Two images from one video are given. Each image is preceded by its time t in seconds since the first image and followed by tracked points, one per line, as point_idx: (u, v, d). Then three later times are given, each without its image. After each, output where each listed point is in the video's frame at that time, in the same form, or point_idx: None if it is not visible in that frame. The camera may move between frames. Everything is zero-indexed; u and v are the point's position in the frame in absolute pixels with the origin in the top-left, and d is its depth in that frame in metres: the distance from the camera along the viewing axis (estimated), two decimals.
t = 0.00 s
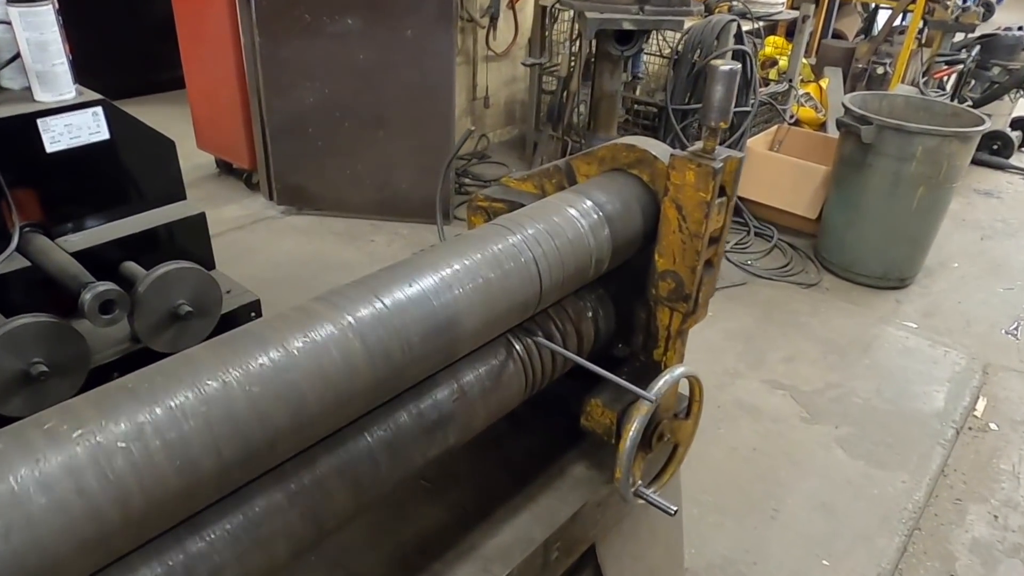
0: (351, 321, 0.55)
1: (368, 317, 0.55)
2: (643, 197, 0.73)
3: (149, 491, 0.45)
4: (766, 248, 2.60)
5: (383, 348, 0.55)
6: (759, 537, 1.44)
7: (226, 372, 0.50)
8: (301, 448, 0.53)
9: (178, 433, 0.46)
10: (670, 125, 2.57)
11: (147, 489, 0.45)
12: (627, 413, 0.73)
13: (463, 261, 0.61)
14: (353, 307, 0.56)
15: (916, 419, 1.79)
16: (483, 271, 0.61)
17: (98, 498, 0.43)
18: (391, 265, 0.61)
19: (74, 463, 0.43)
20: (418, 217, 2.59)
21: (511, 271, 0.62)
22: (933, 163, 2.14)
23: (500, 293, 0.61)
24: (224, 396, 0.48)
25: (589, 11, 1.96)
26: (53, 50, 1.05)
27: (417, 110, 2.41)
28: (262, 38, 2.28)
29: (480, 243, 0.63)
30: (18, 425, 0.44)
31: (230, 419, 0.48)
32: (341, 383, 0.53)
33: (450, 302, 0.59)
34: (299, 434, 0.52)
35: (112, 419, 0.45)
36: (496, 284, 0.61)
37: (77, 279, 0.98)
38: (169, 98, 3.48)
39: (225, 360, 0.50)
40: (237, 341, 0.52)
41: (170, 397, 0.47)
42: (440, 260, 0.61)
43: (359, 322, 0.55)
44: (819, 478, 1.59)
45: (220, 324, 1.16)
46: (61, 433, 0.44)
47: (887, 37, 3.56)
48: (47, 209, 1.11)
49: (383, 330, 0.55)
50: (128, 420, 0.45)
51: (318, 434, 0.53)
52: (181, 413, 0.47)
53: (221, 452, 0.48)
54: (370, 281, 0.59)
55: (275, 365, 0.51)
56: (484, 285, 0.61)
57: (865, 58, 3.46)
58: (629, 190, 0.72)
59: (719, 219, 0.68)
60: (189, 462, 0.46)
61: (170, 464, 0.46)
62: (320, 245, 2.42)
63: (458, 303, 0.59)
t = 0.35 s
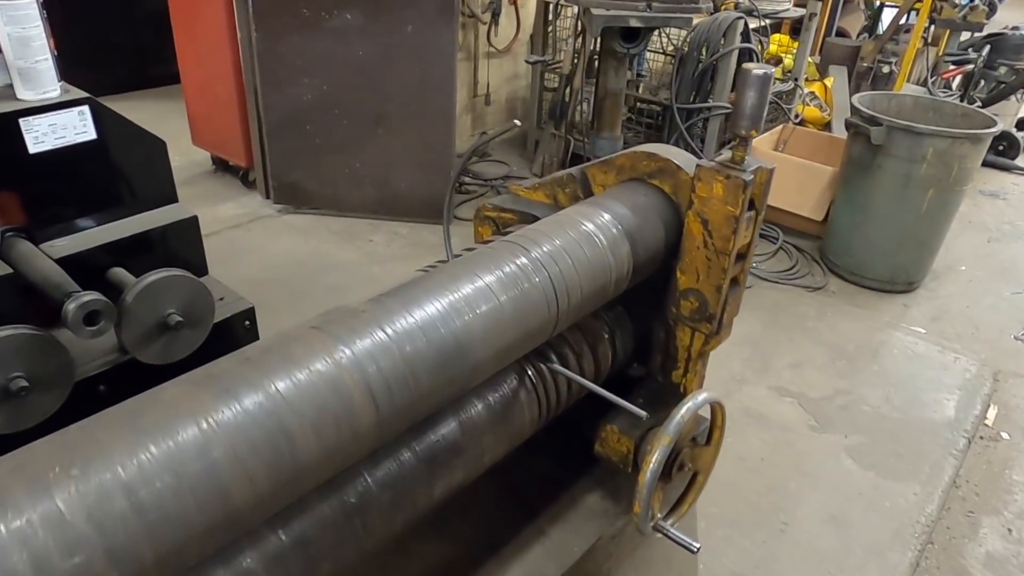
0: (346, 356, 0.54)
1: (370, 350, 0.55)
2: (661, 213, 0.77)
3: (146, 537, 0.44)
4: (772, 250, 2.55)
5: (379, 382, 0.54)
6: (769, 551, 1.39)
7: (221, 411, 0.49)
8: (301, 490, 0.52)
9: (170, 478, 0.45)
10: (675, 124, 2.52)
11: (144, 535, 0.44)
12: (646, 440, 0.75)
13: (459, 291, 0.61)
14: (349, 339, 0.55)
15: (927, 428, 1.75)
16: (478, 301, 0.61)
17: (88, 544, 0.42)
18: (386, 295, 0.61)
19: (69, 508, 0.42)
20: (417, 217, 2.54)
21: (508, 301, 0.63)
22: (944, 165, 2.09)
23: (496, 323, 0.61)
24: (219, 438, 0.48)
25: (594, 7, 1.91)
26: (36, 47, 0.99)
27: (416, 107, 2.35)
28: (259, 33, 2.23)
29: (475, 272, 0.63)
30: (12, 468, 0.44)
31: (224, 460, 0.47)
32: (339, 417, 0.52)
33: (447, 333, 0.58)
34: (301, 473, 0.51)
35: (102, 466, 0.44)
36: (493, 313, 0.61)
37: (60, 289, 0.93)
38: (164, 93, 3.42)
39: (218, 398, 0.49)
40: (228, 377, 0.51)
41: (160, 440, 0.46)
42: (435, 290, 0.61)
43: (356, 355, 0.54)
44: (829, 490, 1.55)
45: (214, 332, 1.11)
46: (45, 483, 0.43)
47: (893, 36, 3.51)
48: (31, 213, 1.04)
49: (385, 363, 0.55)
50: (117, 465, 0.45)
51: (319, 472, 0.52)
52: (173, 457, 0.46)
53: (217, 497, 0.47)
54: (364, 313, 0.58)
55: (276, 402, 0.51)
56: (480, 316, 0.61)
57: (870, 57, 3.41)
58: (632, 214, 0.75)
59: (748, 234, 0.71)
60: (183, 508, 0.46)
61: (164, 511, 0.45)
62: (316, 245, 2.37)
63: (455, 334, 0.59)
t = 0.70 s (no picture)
0: (342, 385, 0.52)
1: (367, 377, 0.53)
2: (670, 230, 0.77)
3: None
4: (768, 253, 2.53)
5: (377, 412, 0.52)
6: (769, 563, 1.37)
7: (206, 449, 0.46)
8: (293, 531, 0.50)
9: (152, 524, 0.43)
10: (671, 125, 2.49)
11: None
12: (652, 463, 0.77)
13: (458, 315, 0.59)
14: (341, 368, 0.53)
15: (926, 435, 1.73)
16: (477, 326, 0.59)
17: None
18: (379, 320, 0.59)
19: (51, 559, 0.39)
20: (410, 219, 2.51)
21: (506, 325, 0.61)
22: (943, 169, 2.07)
23: (495, 348, 0.59)
24: (207, 477, 0.45)
25: (591, 7, 1.88)
26: (16, 48, 0.94)
27: (409, 108, 2.32)
28: (249, 31, 2.19)
29: (472, 296, 0.61)
30: None
31: (211, 502, 0.45)
32: (334, 453, 0.50)
33: (444, 359, 0.57)
34: (295, 511, 0.49)
35: (77, 513, 0.41)
36: (491, 339, 0.60)
37: (42, 298, 0.89)
38: (153, 91, 3.37)
39: (203, 435, 0.47)
40: (212, 411, 0.49)
41: (140, 483, 0.43)
42: (434, 313, 0.59)
43: (349, 385, 0.52)
44: (829, 499, 1.53)
45: (202, 342, 1.07)
46: (11, 534, 0.39)
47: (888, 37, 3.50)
48: (10, 218, 1.00)
49: (382, 392, 0.53)
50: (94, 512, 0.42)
51: (312, 511, 0.50)
52: (156, 500, 0.43)
53: (204, 543, 0.44)
54: (356, 339, 0.56)
55: (269, 435, 0.48)
56: (479, 342, 0.59)
57: (865, 58, 3.40)
58: (639, 231, 0.75)
59: (760, 248, 0.74)
60: (171, 555, 0.43)
61: (153, 558, 0.42)
62: (308, 247, 2.33)
63: (453, 361, 0.57)
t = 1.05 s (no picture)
0: (337, 400, 0.51)
1: (362, 393, 0.52)
2: (670, 237, 0.77)
3: None
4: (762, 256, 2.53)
5: (374, 427, 0.51)
6: (765, 568, 1.36)
7: (196, 470, 0.45)
8: (287, 553, 0.48)
9: (140, 549, 0.41)
10: (664, 127, 2.48)
11: None
12: (652, 474, 0.78)
13: (455, 326, 0.58)
14: (335, 384, 0.52)
15: (921, 438, 1.73)
16: (475, 337, 0.58)
17: None
18: (374, 332, 0.58)
19: None
20: (402, 221, 2.49)
21: (504, 338, 0.60)
22: (936, 172, 2.07)
23: (493, 361, 0.58)
24: (203, 498, 0.44)
25: (585, 9, 1.87)
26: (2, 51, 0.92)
27: (402, 110, 2.30)
28: (239, 32, 2.17)
29: (469, 307, 0.60)
30: None
31: (201, 525, 0.43)
32: (329, 471, 0.49)
33: (441, 373, 0.55)
34: (292, 532, 0.48)
35: (70, 536, 0.40)
36: (489, 351, 0.59)
37: (27, 307, 0.87)
38: (142, 92, 3.35)
39: (198, 454, 0.46)
40: (202, 430, 0.47)
41: (127, 506, 0.42)
42: (431, 324, 0.58)
43: (344, 401, 0.51)
44: (825, 503, 1.52)
45: (192, 349, 1.05)
46: None
47: (880, 39, 3.51)
48: None
49: (379, 407, 0.52)
50: (77, 538, 0.40)
51: (306, 531, 0.49)
52: (143, 524, 0.42)
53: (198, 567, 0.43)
54: (352, 352, 0.55)
55: (262, 455, 0.47)
56: (477, 353, 0.58)
57: (857, 61, 3.40)
58: (638, 239, 0.74)
59: (760, 256, 0.75)
60: None
61: None
62: (300, 250, 2.31)
63: (451, 374, 0.56)
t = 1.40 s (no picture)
0: (338, 408, 0.51)
1: (362, 401, 0.52)
2: (669, 241, 0.77)
3: None
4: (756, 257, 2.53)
5: (375, 435, 0.51)
6: (762, 570, 1.36)
7: (194, 482, 0.44)
8: (285, 564, 0.48)
9: (139, 562, 0.40)
10: (658, 129, 2.48)
11: None
12: (652, 478, 0.79)
13: (456, 332, 0.58)
14: (336, 391, 0.51)
15: (917, 439, 1.73)
16: (475, 343, 0.58)
17: None
18: (374, 339, 0.57)
19: None
20: (396, 223, 2.48)
21: (505, 343, 0.59)
22: (929, 173, 2.08)
23: (493, 367, 0.58)
24: (203, 508, 0.44)
25: (579, 11, 1.87)
26: None
27: (396, 113, 2.30)
28: (232, 34, 2.16)
29: (469, 312, 0.60)
30: None
31: (199, 538, 0.43)
32: (329, 479, 0.48)
33: (442, 380, 0.55)
34: (292, 542, 0.47)
35: (70, 548, 0.39)
36: (490, 357, 0.58)
37: (20, 312, 0.86)
38: (133, 94, 3.33)
39: (198, 463, 0.45)
40: (200, 440, 0.47)
41: (125, 519, 0.41)
42: (431, 331, 0.58)
43: (344, 408, 0.51)
44: (821, 505, 1.52)
45: (184, 354, 1.04)
46: None
47: (872, 41, 3.52)
48: None
49: (379, 414, 0.52)
50: (73, 552, 0.40)
51: (305, 542, 0.48)
52: (142, 536, 0.41)
53: None
54: (352, 359, 0.55)
55: (262, 465, 0.46)
56: (478, 359, 0.57)
57: (849, 62, 3.41)
58: (638, 243, 0.74)
59: (759, 260, 0.75)
60: None
61: None
62: (293, 253, 2.31)
63: (451, 381, 0.56)
